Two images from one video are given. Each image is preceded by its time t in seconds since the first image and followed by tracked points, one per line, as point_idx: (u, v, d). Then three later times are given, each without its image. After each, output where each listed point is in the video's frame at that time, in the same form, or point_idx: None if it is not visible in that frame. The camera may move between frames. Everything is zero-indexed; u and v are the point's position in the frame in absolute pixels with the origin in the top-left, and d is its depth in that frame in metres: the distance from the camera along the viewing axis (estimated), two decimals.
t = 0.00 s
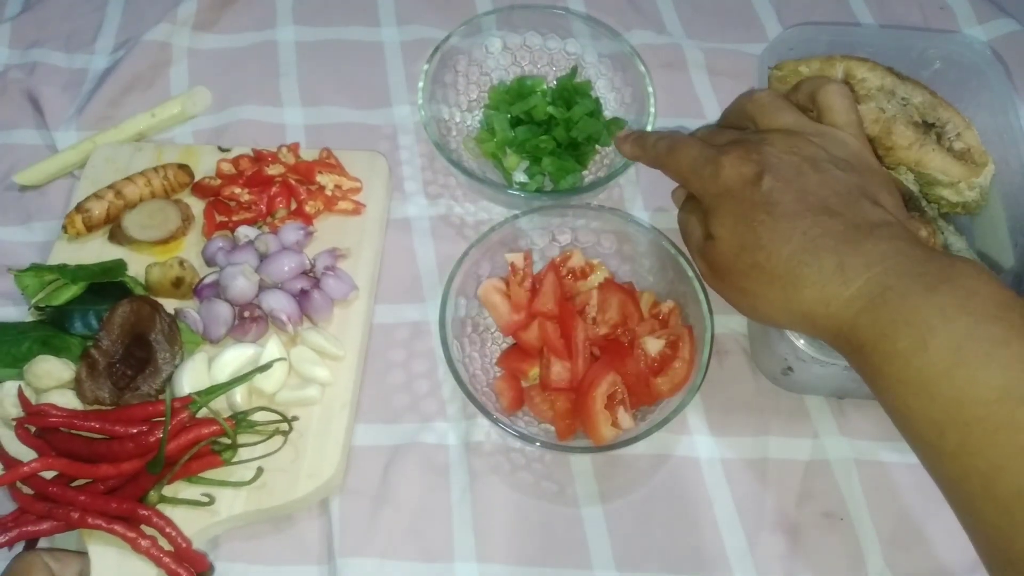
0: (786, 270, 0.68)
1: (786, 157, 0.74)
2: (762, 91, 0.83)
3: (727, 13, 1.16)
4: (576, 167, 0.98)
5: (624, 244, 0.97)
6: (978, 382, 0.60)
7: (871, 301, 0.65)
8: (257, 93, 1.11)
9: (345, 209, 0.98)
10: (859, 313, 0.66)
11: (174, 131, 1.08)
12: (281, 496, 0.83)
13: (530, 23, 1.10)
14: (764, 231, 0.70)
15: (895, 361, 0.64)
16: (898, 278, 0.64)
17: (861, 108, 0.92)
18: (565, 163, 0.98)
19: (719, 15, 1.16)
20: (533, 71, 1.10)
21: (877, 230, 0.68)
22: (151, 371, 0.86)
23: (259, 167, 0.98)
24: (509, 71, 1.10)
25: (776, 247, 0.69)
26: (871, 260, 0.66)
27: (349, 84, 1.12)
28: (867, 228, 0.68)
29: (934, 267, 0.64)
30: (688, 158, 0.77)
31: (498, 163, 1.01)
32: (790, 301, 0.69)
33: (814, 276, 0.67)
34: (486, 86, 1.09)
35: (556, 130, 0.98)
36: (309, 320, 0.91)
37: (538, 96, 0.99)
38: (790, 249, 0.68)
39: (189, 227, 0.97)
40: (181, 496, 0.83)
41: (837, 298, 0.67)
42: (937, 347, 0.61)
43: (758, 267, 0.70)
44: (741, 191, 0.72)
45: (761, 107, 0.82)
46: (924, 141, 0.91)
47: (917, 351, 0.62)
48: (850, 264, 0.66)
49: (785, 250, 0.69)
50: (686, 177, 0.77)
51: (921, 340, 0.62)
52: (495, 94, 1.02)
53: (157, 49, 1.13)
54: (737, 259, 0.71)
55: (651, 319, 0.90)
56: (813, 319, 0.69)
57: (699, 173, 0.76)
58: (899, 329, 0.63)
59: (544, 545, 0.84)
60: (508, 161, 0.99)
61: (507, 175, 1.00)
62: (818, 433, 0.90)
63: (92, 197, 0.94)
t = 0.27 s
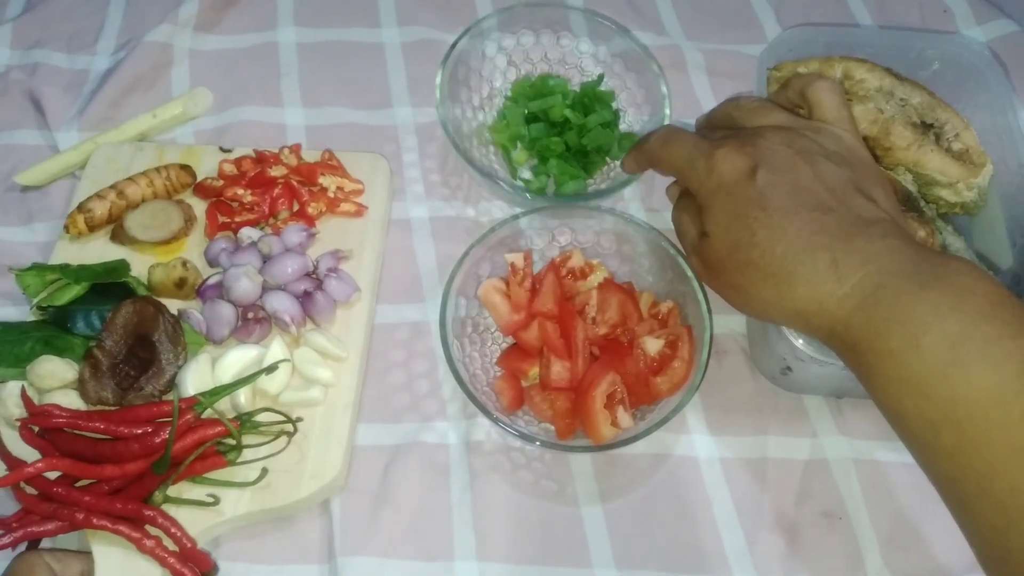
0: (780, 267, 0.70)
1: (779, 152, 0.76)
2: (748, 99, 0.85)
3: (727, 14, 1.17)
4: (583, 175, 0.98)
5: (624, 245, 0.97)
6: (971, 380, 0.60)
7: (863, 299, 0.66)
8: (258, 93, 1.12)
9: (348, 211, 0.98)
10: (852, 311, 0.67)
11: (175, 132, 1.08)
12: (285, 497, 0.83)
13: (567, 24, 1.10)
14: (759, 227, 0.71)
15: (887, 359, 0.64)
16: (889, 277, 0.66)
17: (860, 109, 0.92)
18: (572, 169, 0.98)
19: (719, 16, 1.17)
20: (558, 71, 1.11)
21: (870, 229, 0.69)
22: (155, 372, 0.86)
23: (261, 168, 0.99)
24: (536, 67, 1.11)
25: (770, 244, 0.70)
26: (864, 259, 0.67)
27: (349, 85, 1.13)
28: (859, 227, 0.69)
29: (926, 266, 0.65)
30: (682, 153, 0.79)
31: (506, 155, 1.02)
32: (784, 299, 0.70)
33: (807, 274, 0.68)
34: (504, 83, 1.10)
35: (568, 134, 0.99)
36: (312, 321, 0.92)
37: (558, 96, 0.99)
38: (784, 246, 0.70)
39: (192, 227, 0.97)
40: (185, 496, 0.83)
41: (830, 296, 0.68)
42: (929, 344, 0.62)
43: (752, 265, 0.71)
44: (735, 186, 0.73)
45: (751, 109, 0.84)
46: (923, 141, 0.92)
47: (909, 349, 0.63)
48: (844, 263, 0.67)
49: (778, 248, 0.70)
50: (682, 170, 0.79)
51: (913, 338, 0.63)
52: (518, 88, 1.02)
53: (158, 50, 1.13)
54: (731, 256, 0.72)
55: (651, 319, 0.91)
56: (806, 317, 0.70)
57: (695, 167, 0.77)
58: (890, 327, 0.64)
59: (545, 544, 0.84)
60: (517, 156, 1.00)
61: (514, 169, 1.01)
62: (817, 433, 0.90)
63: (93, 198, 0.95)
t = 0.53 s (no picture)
0: (790, 274, 0.68)
1: (793, 151, 0.74)
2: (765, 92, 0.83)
3: (727, 14, 1.17)
4: (595, 181, 0.98)
5: (624, 245, 0.98)
6: (983, 396, 0.62)
7: (876, 310, 0.66)
8: (259, 94, 1.12)
9: (348, 210, 0.98)
10: (864, 321, 0.67)
11: (176, 132, 1.09)
12: (286, 497, 0.84)
13: (571, 36, 1.10)
14: (769, 231, 0.69)
15: (899, 372, 0.65)
16: (904, 288, 0.65)
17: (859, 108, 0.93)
18: (583, 175, 0.98)
19: (719, 16, 1.17)
20: (565, 83, 1.11)
21: (880, 236, 0.68)
22: (156, 372, 0.86)
23: (262, 169, 0.99)
24: (543, 81, 1.11)
25: (779, 249, 0.68)
26: (876, 268, 0.66)
27: (351, 85, 1.13)
28: (871, 234, 0.69)
29: (938, 278, 0.65)
30: (691, 150, 0.77)
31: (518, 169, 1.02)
32: (793, 306, 0.69)
33: (819, 282, 0.67)
34: (509, 94, 1.10)
35: (579, 142, 0.99)
36: (313, 321, 0.92)
37: (565, 106, 0.99)
38: (797, 253, 0.68)
39: (193, 227, 0.97)
40: (187, 496, 0.83)
41: (842, 305, 0.67)
42: (944, 358, 0.63)
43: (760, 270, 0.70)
44: (747, 188, 0.72)
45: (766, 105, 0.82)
46: (922, 142, 0.91)
47: (923, 363, 0.64)
48: (856, 272, 0.66)
49: (789, 254, 0.68)
50: (693, 168, 0.77)
51: (927, 352, 0.64)
52: (526, 101, 1.02)
53: (159, 50, 1.13)
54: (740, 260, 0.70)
55: (651, 321, 0.91)
56: (813, 324, 0.69)
57: (706, 166, 0.75)
58: (903, 340, 0.65)
59: (545, 544, 0.85)
60: (529, 168, 1.00)
61: (527, 182, 1.01)
62: (816, 432, 0.90)
63: (94, 198, 0.95)
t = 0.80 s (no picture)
0: (810, 315, 0.70)
1: (808, 193, 0.76)
2: (798, 100, 0.82)
3: (727, 14, 1.17)
4: (595, 180, 0.98)
5: (624, 245, 0.98)
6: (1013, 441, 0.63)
7: (900, 352, 0.67)
8: (259, 94, 1.12)
9: (348, 210, 0.98)
10: (889, 363, 0.68)
11: (176, 133, 1.09)
12: (288, 497, 0.84)
13: (571, 36, 1.10)
14: (786, 270, 0.72)
15: (927, 414, 0.66)
16: (928, 330, 0.67)
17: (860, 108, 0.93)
18: (583, 175, 0.98)
19: (719, 16, 1.17)
20: (565, 83, 1.11)
21: (903, 276, 0.70)
22: (157, 372, 0.86)
23: (262, 169, 0.99)
24: (542, 81, 1.11)
25: (799, 291, 0.71)
26: (896, 309, 0.68)
27: (351, 85, 1.13)
28: (892, 273, 0.70)
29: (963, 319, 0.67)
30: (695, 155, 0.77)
31: (518, 169, 1.02)
32: (814, 347, 0.71)
33: (838, 322, 0.69)
34: (509, 94, 1.10)
35: (579, 142, 0.99)
36: (313, 321, 0.92)
37: (565, 106, 0.99)
38: (816, 293, 0.70)
39: (193, 227, 0.97)
40: (188, 496, 0.83)
41: (865, 346, 0.69)
42: (971, 402, 0.64)
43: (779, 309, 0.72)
44: (761, 226, 0.74)
45: (796, 117, 0.81)
46: (922, 142, 0.91)
47: (950, 407, 0.65)
48: (876, 313, 0.68)
49: (808, 293, 0.70)
50: (705, 207, 0.78)
51: (955, 396, 0.65)
52: (526, 101, 1.02)
53: (159, 50, 1.13)
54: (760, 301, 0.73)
55: (651, 322, 0.91)
56: (837, 365, 0.71)
57: (719, 204, 0.77)
58: (930, 383, 0.66)
59: (545, 543, 0.85)
60: (529, 168, 1.00)
61: (527, 182, 1.01)
62: (816, 432, 0.90)
63: (94, 199, 0.95)
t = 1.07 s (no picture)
0: (813, 332, 0.70)
1: (811, 205, 0.75)
2: (803, 113, 0.80)
3: (727, 14, 1.17)
4: (594, 180, 0.98)
5: (624, 245, 0.98)
6: (1018, 462, 0.63)
7: (905, 371, 0.68)
8: (259, 94, 1.12)
9: (348, 210, 0.98)
10: (893, 382, 0.68)
11: (176, 133, 1.09)
12: (290, 498, 0.84)
13: (571, 36, 1.10)
14: (788, 286, 0.72)
15: (932, 434, 0.67)
16: (934, 349, 0.67)
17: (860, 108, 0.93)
18: (583, 175, 0.98)
19: (719, 16, 1.17)
20: (565, 83, 1.11)
21: (907, 292, 0.70)
22: (157, 373, 0.86)
23: (262, 169, 0.99)
24: (542, 81, 1.11)
25: (802, 309, 0.71)
26: (900, 327, 0.68)
27: (351, 85, 1.13)
28: (896, 289, 0.70)
29: (969, 337, 0.67)
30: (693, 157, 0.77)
31: (518, 169, 1.02)
32: (817, 363, 0.71)
33: (843, 342, 0.69)
34: (509, 94, 1.10)
35: (579, 142, 0.99)
36: (314, 321, 0.92)
37: (565, 106, 0.99)
38: (818, 310, 0.70)
39: (193, 228, 0.97)
40: (190, 497, 0.83)
41: (869, 365, 0.69)
42: (975, 421, 0.65)
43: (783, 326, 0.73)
44: (762, 244, 0.74)
45: (799, 129, 0.80)
46: (922, 142, 0.91)
47: (955, 427, 0.65)
48: (879, 331, 0.68)
49: (811, 312, 0.70)
50: (707, 223, 0.79)
51: (959, 416, 0.65)
52: (527, 101, 1.02)
53: (159, 50, 1.13)
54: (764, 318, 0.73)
55: (652, 322, 0.91)
56: (841, 381, 0.71)
57: (721, 220, 0.77)
58: (935, 404, 0.66)
59: (545, 543, 0.85)
60: (529, 168, 1.00)
61: (527, 182, 1.01)
62: (816, 432, 0.90)
63: (94, 199, 0.95)
